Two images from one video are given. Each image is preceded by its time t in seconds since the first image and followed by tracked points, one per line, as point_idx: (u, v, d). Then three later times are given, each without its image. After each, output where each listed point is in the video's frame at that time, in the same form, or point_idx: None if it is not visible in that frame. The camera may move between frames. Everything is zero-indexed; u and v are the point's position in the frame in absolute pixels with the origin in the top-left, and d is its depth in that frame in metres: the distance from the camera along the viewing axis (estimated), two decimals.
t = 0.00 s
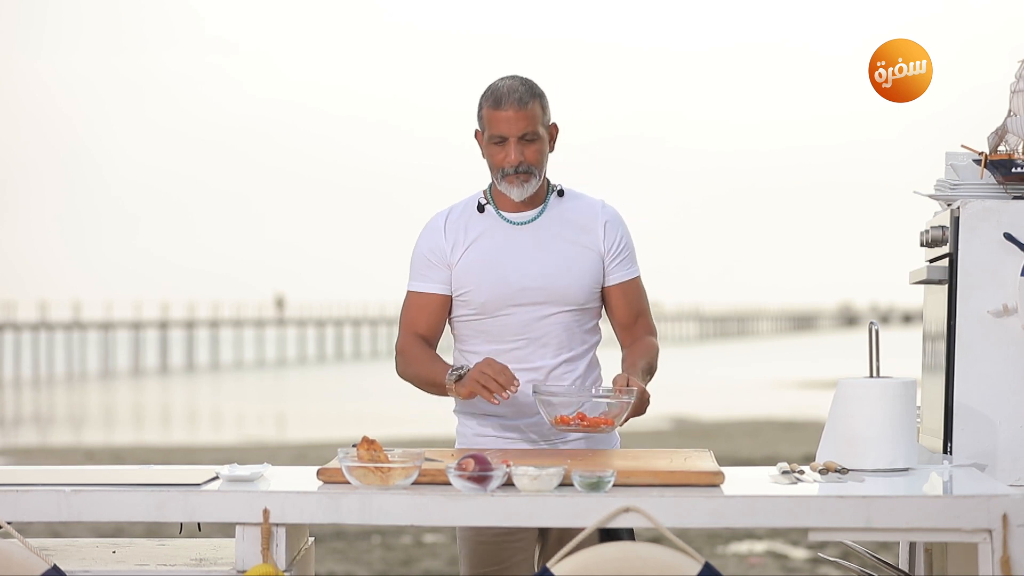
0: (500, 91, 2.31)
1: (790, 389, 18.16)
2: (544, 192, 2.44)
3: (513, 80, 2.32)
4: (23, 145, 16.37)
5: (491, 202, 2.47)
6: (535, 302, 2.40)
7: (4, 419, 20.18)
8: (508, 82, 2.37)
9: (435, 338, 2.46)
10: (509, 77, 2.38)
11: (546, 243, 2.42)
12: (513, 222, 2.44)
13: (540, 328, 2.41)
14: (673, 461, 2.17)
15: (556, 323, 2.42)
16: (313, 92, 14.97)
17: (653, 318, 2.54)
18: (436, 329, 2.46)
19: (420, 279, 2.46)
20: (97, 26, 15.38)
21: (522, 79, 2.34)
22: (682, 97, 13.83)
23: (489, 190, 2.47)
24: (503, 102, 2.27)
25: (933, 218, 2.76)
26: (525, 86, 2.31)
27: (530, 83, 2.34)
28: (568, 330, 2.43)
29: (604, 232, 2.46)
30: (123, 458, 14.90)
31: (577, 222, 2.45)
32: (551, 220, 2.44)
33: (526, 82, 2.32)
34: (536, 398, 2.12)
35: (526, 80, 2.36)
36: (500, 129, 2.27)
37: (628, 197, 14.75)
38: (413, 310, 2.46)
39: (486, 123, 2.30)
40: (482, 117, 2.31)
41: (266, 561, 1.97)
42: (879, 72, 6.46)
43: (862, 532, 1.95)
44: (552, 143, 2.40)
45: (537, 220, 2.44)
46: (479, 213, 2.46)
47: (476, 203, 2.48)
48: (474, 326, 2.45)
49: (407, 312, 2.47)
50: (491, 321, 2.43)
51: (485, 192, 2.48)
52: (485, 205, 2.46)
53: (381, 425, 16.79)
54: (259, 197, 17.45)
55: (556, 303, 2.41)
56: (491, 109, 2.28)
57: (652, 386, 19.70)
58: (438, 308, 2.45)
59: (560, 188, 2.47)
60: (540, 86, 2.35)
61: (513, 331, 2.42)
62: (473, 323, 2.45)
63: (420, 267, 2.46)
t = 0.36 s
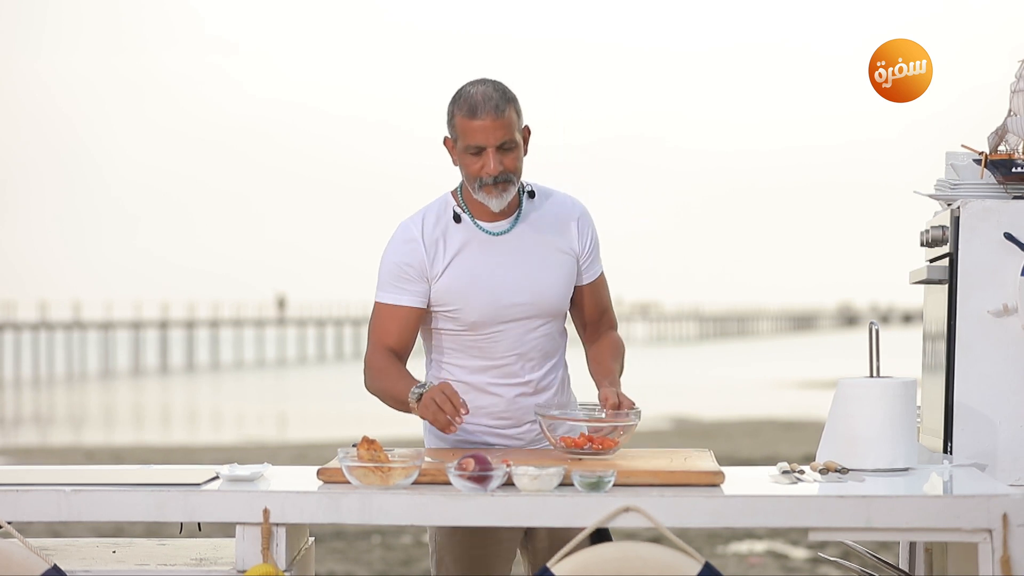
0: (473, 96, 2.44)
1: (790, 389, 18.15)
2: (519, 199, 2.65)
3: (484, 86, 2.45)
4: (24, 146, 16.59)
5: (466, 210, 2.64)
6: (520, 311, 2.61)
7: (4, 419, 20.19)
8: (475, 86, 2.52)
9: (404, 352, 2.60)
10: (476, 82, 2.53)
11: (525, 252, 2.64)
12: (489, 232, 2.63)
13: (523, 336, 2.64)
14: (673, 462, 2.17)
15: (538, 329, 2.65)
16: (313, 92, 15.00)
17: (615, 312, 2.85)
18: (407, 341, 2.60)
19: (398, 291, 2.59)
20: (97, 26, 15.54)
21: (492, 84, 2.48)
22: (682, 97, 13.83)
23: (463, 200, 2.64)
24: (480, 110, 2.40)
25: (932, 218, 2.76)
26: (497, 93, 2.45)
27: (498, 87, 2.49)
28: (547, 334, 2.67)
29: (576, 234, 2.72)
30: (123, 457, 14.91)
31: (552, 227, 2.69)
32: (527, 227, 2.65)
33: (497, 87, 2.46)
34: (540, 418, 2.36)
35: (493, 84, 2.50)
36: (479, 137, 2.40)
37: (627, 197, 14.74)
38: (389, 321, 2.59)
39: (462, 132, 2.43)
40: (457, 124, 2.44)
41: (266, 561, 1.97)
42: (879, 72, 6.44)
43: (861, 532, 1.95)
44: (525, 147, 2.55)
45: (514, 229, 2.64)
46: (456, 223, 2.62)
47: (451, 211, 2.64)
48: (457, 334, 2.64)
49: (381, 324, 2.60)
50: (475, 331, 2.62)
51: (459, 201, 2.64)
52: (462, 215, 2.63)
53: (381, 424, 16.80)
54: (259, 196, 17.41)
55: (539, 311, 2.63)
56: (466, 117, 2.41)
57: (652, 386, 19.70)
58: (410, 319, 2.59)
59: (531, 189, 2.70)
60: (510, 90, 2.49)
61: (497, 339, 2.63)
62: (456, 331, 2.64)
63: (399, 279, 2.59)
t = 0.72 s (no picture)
0: (468, 114, 2.54)
1: (791, 390, 18.16)
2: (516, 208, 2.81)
3: (478, 104, 2.55)
4: (23, 146, 16.70)
5: (465, 225, 2.75)
6: (527, 319, 2.77)
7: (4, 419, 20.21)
8: (467, 99, 2.61)
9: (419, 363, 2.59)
10: (468, 94, 2.62)
11: (527, 262, 2.79)
12: (490, 245, 2.76)
13: (528, 341, 2.81)
14: (673, 462, 2.17)
15: (540, 333, 2.82)
16: (313, 93, 15.01)
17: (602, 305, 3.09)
18: (421, 354, 2.60)
19: (411, 307, 2.63)
20: (97, 25, 15.65)
21: (485, 98, 2.57)
22: (682, 97, 13.85)
23: (463, 213, 2.75)
24: (477, 130, 2.50)
25: (932, 218, 2.76)
26: (492, 109, 2.55)
27: (491, 100, 2.58)
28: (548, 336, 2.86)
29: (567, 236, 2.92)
30: (123, 458, 14.91)
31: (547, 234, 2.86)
32: (525, 238, 2.81)
33: (491, 103, 2.56)
34: (539, 425, 2.37)
35: (486, 97, 2.60)
36: (478, 156, 2.50)
37: (627, 197, 14.74)
38: (404, 337, 2.59)
39: (460, 151, 2.53)
40: (455, 141, 2.54)
41: (266, 561, 1.97)
42: (879, 73, 6.42)
43: (861, 532, 1.95)
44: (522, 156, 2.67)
45: (514, 241, 2.79)
46: (457, 239, 2.74)
47: (452, 227, 2.76)
48: (464, 345, 2.79)
49: (396, 338, 2.60)
50: (483, 342, 2.78)
51: (459, 215, 2.76)
52: (463, 230, 2.75)
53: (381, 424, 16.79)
54: (259, 196, 17.39)
55: (541, 319, 2.81)
56: (464, 136, 2.51)
57: (652, 386, 19.70)
58: (423, 330, 2.61)
59: (524, 197, 2.87)
60: (503, 104, 2.59)
61: (503, 348, 2.80)
62: (462, 341, 2.78)
63: (411, 297, 2.64)
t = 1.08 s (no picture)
0: (462, 118, 2.57)
1: (791, 390, 18.15)
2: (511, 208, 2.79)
3: (472, 106, 2.58)
4: (23, 146, 16.71)
5: (458, 225, 2.79)
6: (514, 320, 2.78)
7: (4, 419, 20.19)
8: (462, 103, 2.64)
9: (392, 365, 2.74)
10: (463, 98, 2.65)
11: (518, 264, 2.80)
12: (481, 246, 2.78)
13: (522, 342, 2.81)
14: (673, 462, 2.17)
15: (532, 334, 2.81)
16: (313, 92, 15.00)
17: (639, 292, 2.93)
18: (397, 356, 2.74)
19: (391, 311, 2.74)
20: (97, 26, 15.68)
21: (478, 102, 2.61)
22: (682, 98, 13.84)
23: (456, 213, 2.78)
24: (471, 134, 2.53)
25: (932, 218, 2.76)
26: (484, 112, 2.58)
27: (484, 104, 2.61)
28: (543, 338, 2.84)
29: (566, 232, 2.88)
30: (122, 457, 14.91)
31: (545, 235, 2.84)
32: (519, 241, 2.81)
33: (484, 106, 2.60)
34: (539, 424, 2.37)
35: (480, 100, 2.63)
36: (472, 160, 2.54)
37: (627, 197, 14.71)
38: (378, 339, 2.74)
39: (455, 154, 2.56)
40: (450, 146, 2.57)
41: (266, 561, 1.97)
42: (879, 73, 6.42)
43: (861, 532, 1.95)
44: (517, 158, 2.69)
45: (506, 244, 2.80)
46: (449, 239, 2.78)
47: (445, 226, 2.80)
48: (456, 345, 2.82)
49: (373, 339, 2.74)
50: (474, 342, 2.80)
51: (451, 215, 2.80)
52: (454, 230, 2.78)
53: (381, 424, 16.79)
54: (259, 196, 17.40)
55: (534, 320, 2.80)
56: (459, 140, 2.54)
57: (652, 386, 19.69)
58: (401, 335, 2.74)
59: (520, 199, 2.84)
60: (496, 107, 2.63)
61: (496, 349, 2.81)
62: (454, 342, 2.81)
63: (392, 299, 2.75)
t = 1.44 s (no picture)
0: (445, 127, 2.26)
1: (791, 390, 18.16)
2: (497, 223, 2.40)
3: (456, 116, 2.28)
4: (24, 146, 16.69)
5: (442, 232, 2.46)
6: (484, 338, 2.46)
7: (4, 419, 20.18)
8: (446, 112, 2.33)
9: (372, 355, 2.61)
10: (448, 106, 2.34)
11: (494, 279, 2.43)
12: (460, 257, 2.44)
13: (497, 359, 2.49)
14: (673, 462, 2.17)
15: (507, 353, 2.48)
16: (313, 92, 14.98)
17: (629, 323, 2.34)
18: (375, 346, 2.59)
19: (372, 306, 2.57)
20: (97, 26, 15.67)
21: (461, 111, 2.29)
22: (681, 98, 13.85)
23: (440, 219, 2.45)
24: (454, 144, 2.22)
25: (932, 218, 2.76)
26: (468, 122, 2.27)
27: (467, 112, 2.30)
28: (522, 357, 2.49)
29: (551, 248, 2.43)
30: (122, 458, 14.92)
31: (531, 252, 2.43)
32: (501, 256, 2.43)
33: (468, 115, 2.28)
34: (540, 423, 2.36)
35: (465, 109, 2.31)
36: (456, 171, 2.23)
37: (627, 196, 14.73)
38: (362, 328, 2.60)
39: (437, 168, 2.26)
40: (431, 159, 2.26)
41: (266, 561, 1.97)
42: (878, 73, 6.42)
43: (861, 532, 1.95)
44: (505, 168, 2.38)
45: (485, 258, 2.43)
46: (428, 246, 2.48)
47: (429, 230, 2.49)
48: (431, 352, 2.56)
49: (358, 328, 2.61)
50: (446, 353, 2.52)
51: (437, 219, 2.47)
52: (436, 236, 2.47)
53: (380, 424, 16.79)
54: (259, 197, 17.41)
55: (509, 338, 2.46)
56: (441, 151, 2.24)
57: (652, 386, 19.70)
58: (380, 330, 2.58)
59: (511, 214, 2.44)
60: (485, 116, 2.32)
61: (468, 363, 2.51)
62: (429, 350, 2.55)
63: (371, 295, 2.56)
